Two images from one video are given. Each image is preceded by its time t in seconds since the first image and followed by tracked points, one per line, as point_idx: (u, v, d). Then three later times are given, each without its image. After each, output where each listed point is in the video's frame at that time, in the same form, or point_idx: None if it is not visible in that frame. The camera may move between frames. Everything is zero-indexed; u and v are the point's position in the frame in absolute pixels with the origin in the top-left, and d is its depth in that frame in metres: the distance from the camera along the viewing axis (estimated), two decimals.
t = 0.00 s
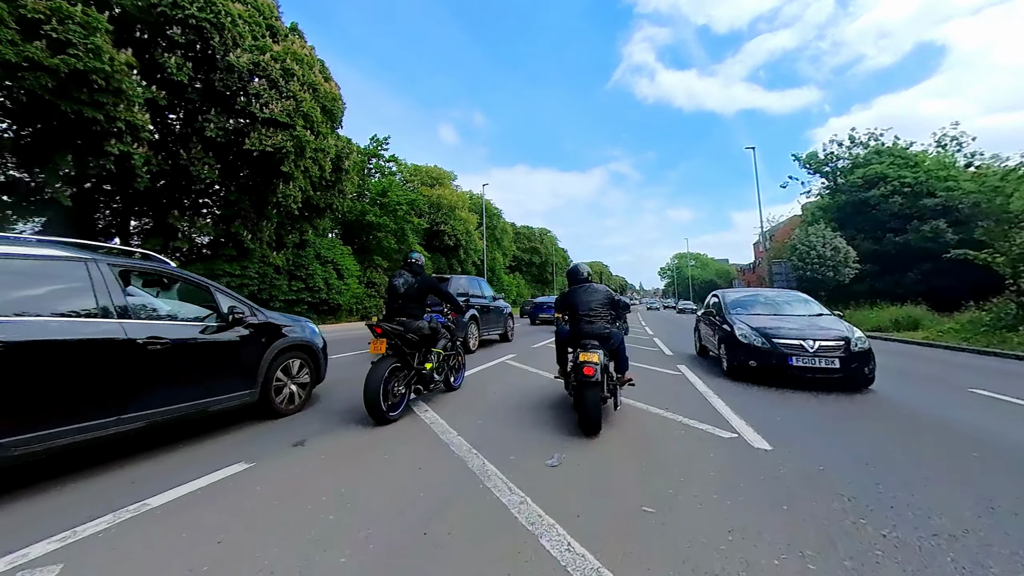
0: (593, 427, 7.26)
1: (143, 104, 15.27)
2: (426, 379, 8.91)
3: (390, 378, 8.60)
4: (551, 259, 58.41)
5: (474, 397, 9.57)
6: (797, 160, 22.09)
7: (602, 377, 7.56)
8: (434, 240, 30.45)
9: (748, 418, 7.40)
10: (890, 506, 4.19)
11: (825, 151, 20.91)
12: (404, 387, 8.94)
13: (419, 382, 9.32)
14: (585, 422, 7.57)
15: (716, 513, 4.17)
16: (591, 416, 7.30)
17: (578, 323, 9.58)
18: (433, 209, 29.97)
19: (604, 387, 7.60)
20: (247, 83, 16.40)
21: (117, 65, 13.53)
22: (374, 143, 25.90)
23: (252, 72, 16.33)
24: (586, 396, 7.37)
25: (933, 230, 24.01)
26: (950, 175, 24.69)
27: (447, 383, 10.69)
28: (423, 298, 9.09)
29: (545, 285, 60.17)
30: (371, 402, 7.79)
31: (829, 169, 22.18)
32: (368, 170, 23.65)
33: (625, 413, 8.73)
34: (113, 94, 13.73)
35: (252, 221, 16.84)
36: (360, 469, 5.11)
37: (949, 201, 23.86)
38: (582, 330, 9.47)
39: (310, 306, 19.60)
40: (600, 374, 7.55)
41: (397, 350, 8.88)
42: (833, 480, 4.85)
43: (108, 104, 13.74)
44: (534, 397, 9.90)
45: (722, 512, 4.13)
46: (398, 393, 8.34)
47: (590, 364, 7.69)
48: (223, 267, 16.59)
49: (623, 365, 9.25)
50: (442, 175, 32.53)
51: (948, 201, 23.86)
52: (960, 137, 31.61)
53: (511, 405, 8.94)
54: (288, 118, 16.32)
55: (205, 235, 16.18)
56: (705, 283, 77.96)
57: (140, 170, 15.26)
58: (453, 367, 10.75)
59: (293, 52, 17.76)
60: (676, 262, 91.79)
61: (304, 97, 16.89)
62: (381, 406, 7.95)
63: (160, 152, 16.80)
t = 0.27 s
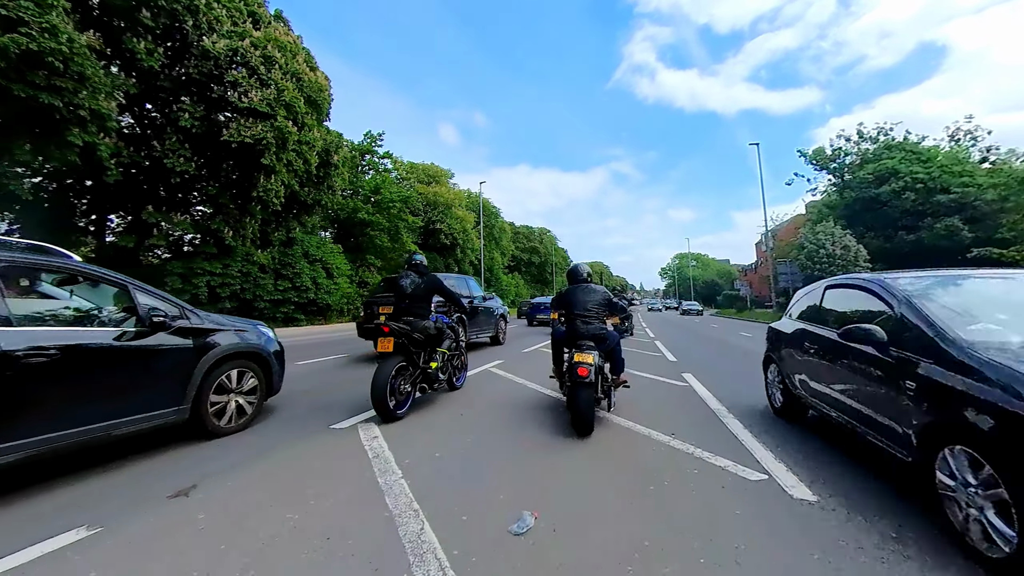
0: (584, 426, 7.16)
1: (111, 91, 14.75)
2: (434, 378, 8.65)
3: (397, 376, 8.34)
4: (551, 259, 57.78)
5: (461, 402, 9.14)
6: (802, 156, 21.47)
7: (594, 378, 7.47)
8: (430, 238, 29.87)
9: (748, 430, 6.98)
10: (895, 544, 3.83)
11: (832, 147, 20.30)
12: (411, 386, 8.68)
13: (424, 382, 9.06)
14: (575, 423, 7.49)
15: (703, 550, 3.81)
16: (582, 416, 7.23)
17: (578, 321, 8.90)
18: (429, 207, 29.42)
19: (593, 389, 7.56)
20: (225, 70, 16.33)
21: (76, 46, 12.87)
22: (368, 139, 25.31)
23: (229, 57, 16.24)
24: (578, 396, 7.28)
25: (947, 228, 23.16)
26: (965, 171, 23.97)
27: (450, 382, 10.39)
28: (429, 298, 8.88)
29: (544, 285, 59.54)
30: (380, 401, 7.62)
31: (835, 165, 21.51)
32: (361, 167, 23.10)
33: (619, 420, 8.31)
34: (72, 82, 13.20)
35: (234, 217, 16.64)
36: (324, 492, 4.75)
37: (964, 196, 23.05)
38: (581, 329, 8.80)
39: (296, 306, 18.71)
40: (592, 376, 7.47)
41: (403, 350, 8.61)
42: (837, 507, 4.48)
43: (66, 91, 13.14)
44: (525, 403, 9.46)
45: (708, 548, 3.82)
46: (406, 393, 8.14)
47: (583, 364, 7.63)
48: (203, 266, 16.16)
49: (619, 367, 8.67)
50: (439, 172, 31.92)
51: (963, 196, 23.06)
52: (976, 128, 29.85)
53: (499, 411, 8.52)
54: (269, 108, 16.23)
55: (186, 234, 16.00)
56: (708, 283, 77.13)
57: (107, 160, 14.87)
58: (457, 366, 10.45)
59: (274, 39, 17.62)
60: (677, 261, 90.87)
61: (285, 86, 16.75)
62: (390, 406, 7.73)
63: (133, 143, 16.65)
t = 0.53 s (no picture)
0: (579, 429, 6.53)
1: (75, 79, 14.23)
2: (438, 379, 8.00)
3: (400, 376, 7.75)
4: (551, 259, 57.14)
5: (448, 404, 8.51)
6: (809, 151, 20.82)
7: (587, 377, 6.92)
8: (427, 236, 29.22)
9: (759, 434, 6.38)
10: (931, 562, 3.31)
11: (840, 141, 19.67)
12: (413, 386, 8.09)
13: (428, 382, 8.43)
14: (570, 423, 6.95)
15: (707, 561, 3.30)
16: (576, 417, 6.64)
17: (576, 322, 8.23)
18: (425, 204, 28.79)
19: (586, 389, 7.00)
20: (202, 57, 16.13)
21: (30, 26, 12.29)
22: (362, 135, 24.65)
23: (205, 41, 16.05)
24: (572, 396, 6.73)
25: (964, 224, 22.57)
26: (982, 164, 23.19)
27: (451, 382, 9.60)
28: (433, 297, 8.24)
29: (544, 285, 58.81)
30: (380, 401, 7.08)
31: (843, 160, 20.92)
32: (353, 163, 22.50)
33: (618, 424, 7.69)
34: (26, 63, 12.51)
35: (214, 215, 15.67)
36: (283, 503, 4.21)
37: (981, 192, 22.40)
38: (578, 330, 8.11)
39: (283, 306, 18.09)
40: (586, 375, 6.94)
41: (406, 349, 8.02)
42: (846, 522, 3.90)
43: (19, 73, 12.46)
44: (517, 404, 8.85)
45: (716, 559, 3.34)
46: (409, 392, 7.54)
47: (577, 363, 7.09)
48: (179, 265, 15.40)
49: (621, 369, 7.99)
50: (435, 170, 31.28)
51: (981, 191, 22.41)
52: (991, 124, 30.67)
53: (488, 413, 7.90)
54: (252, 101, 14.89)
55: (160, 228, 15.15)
56: (711, 283, 76.28)
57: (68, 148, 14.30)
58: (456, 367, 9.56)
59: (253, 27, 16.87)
60: (680, 261, 90.14)
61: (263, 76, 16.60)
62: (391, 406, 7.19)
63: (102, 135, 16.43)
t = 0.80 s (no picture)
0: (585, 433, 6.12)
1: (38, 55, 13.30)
2: (444, 384, 6.57)
3: (401, 376, 6.35)
4: (551, 258, 56.35)
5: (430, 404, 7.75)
6: (818, 144, 20.02)
7: (590, 379, 6.45)
8: (423, 235, 28.51)
9: (777, 433, 5.66)
10: None
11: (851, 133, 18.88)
12: (413, 388, 6.58)
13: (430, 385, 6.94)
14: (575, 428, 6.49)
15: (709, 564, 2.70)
16: (580, 422, 6.19)
17: (577, 323, 7.59)
18: (421, 202, 28.11)
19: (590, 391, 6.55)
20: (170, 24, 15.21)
21: None
22: (356, 130, 23.86)
23: None
24: (575, 399, 6.28)
25: (985, 220, 18.94)
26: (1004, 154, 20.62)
27: (450, 383, 8.47)
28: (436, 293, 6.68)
29: (544, 286, 57.91)
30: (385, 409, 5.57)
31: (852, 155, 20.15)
32: (347, 158, 21.79)
33: (615, 427, 6.91)
34: None
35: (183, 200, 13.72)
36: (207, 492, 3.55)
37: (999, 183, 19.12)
38: (580, 332, 7.48)
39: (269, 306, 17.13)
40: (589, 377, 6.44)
41: (405, 350, 6.49)
42: (871, 518, 3.29)
43: None
44: (506, 405, 8.08)
45: (714, 565, 2.66)
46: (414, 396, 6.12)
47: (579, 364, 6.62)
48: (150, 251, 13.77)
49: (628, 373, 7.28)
50: (432, 167, 30.49)
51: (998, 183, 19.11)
52: None
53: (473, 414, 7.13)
54: (224, 82, 12.21)
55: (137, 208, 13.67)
56: (712, 284, 75.27)
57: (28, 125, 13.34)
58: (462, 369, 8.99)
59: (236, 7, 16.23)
60: (681, 262, 89.19)
61: (245, 56, 12.66)
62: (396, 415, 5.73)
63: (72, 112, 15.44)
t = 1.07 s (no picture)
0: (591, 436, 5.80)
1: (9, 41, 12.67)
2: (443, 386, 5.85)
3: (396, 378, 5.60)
4: (550, 258, 55.68)
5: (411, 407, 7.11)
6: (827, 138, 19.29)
7: (595, 381, 6.14)
8: (419, 233, 27.88)
9: (799, 440, 5.04)
10: None
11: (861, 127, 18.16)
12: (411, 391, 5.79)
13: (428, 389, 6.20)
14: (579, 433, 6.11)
15: None
16: (586, 425, 5.85)
17: (581, 322, 7.13)
18: (417, 199, 27.49)
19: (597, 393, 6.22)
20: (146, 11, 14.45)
21: None
22: (349, 125, 23.24)
23: None
24: (580, 401, 5.98)
25: None
26: None
27: (451, 386, 8.02)
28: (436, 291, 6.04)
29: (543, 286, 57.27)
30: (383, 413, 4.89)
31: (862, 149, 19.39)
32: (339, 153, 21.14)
33: (613, 434, 6.27)
34: None
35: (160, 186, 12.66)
36: (118, 515, 2.94)
37: None
38: (586, 332, 7.00)
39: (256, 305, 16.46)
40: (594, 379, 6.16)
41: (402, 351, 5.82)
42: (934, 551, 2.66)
43: None
44: (496, 409, 7.43)
45: None
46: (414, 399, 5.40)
47: (584, 365, 6.35)
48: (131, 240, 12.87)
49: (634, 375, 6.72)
50: (429, 164, 29.88)
51: None
52: None
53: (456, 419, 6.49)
54: (197, 66, 11.51)
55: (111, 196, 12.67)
56: (714, 284, 74.43)
57: None
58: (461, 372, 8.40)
59: None
60: (682, 262, 88.37)
61: (220, 38, 11.91)
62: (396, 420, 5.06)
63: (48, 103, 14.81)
